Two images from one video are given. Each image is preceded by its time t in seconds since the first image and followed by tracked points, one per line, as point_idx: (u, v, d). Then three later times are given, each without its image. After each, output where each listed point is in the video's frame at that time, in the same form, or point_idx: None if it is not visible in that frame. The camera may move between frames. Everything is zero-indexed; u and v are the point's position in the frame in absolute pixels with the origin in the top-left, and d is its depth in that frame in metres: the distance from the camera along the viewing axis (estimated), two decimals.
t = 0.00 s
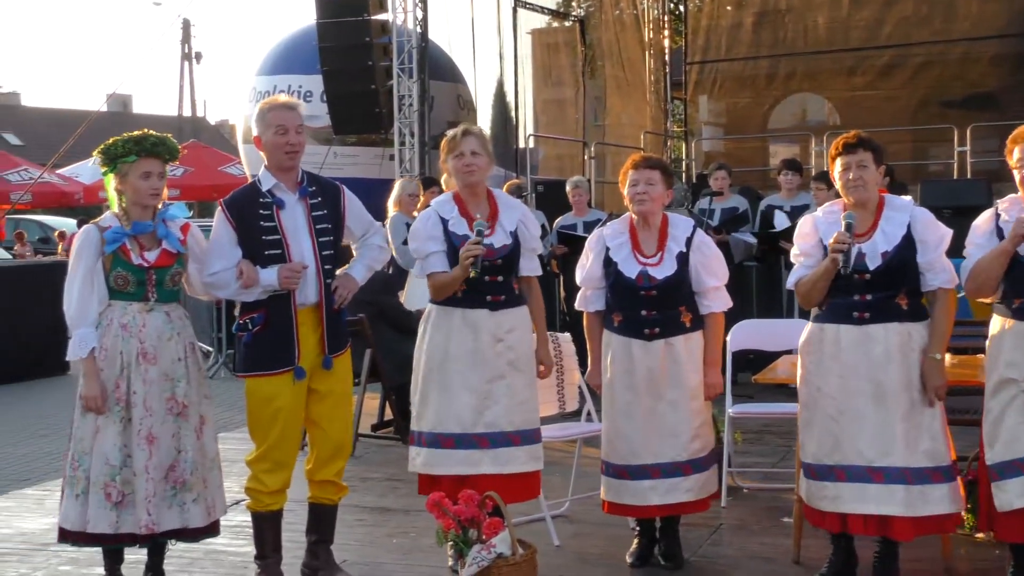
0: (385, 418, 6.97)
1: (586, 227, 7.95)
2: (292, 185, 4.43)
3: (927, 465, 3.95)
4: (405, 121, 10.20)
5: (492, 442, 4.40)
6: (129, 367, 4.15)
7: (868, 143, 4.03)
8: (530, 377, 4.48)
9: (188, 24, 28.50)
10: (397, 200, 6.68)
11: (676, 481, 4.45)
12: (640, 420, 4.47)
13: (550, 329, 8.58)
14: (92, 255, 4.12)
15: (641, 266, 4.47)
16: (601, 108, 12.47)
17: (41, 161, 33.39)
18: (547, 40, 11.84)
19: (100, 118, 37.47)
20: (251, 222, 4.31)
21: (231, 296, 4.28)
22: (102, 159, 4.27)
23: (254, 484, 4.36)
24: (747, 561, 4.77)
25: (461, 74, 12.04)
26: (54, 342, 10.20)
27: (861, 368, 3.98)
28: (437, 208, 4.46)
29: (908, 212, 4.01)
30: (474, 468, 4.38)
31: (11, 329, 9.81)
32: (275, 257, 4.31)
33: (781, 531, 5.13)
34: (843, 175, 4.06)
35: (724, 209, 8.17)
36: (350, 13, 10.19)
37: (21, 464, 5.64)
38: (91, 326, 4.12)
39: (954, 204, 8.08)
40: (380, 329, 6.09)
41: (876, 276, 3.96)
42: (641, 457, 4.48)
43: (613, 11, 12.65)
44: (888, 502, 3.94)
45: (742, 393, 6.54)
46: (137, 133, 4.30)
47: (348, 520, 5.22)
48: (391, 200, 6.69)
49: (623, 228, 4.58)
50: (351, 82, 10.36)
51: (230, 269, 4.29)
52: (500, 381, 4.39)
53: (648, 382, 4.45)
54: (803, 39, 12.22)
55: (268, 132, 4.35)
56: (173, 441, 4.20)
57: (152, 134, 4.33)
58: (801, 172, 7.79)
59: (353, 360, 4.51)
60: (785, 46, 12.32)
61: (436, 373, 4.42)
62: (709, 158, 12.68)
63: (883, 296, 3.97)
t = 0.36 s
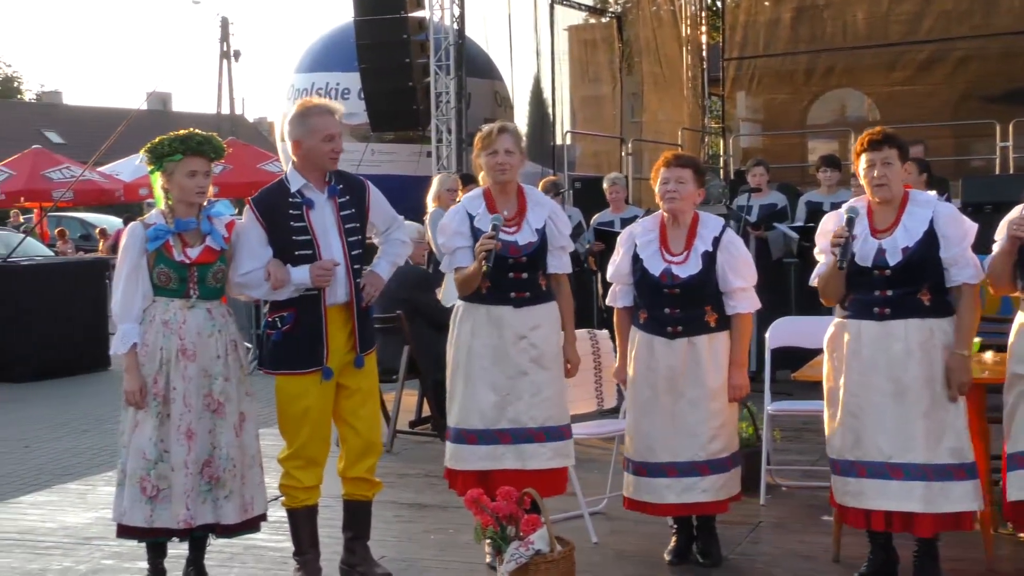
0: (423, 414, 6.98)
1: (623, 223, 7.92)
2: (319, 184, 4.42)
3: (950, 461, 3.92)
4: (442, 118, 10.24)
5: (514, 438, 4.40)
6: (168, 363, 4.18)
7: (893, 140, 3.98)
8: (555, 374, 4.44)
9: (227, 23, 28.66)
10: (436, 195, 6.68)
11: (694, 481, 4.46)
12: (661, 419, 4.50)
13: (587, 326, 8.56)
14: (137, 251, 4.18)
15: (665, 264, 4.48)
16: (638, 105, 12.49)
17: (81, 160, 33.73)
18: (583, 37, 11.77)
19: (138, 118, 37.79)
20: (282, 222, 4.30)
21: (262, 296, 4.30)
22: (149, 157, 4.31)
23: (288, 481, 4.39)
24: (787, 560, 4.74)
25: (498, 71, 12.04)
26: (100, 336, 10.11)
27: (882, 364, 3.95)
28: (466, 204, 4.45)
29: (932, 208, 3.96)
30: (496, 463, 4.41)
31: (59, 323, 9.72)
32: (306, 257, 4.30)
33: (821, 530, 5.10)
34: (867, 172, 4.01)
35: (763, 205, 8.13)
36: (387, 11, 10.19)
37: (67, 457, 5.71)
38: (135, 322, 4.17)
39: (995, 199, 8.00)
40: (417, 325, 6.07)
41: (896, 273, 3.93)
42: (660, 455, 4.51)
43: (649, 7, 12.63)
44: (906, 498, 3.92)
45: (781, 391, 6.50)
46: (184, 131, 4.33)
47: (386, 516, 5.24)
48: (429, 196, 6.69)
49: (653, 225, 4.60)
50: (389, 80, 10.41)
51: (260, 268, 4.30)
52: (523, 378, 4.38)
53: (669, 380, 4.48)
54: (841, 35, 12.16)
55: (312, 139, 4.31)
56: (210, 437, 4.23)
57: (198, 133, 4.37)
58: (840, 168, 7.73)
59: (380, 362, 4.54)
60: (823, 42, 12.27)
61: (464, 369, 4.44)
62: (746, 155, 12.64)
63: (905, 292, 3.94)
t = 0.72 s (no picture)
0: (462, 411, 6.99)
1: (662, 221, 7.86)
2: (358, 181, 4.44)
3: (974, 461, 3.86)
4: (481, 116, 10.27)
5: (557, 435, 4.41)
6: (216, 360, 4.21)
7: (926, 137, 3.93)
8: (593, 372, 4.46)
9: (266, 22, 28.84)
10: (474, 192, 6.69)
11: (733, 478, 4.46)
12: (700, 416, 4.50)
13: (627, 323, 8.55)
14: (181, 249, 4.19)
15: (701, 261, 4.45)
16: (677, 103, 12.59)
17: (122, 158, 34.05)
18: (622, 34, 11.84)
19: (178, 116, 38.10)
20: (322, 221, 4.32)
21: (302, 293, 4.31)
22: (191, 154, 4.34)
23: (328, 477, 4.39)
24: (828, 558, 4.72)
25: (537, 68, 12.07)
26: (144, 336, 10.20)
27: (905, 361, 3.93)
28: (504, 202, 4.43)
29: (963, 204, 3.91)
30: (539, 461, 4.40)
31: (104, 323, 9.81)
32: (345, 255, 4.31)
33: (861, 528, 5.07)
34: (900, 168, 3.99)
35: (803, 202, 8.07)
36: (426, 8, 10.20)
37: (111, 453, 5.76)
38: (179, 319, 4.19)
39: None
40: (457, 323, 6.07)
41: (922, 269, 3.90)
42: (697, 452, 4.50)
43: (689, 3, 12.51)
44: (926, 496, 3.89)
45: (822, 389, 6.46)
46: (226, 129, 4.36)
47: (426, 513, 5.25)
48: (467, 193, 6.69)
49: (688, 223, 4.58)
50: (428, 77, 10.42)
51: (299, 266, 4.31)
52: (564, 375, 4.39)
53: (706, 378, 4.47)
54: (882, 29, 12.05)
55: (354, 135, 4.34)
56: (256, 432, 4.27)
57: (240, 130, 4.40)
58: (882, 164, 7.71)
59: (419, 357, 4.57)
60: (865, 37, 12.15)
61: (501, 367, 4.44)
62: (787, 151, 12.59)
63: (930, 289, 3.90)
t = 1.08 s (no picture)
0: (490, 409, 6.99)
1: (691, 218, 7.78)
2: (387, 175, 4.46)
3: (1009, 460, 3.83)
4: (510, 114, 10.26)
5: (599, 432, 4.42)
6: (254, 357, 4.23)
7: (964, 133, 3.93)
8: (628, 367, 4.50)
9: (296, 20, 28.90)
10: (500, 190, 6.69)
11: (771, 475, 4.46)
12: (736, 413, 4.49)
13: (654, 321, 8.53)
14: (215, 247, 4.17)
15: (739, 257, 4.45)
16: (706, 99, 12.52)
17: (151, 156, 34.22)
18: (649, 31, 11.81)
19: (206, 114, 38.25)
20: (354, 216, 4.34)
21: (333, 289, 4.32)
22: (220, 152, 4.33)
23: (358, 474, 4.41)
24: (857, 557, 4.70)
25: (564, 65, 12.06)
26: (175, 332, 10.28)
27: (940, 359, 3.90)
28: (540, 198, 4.40)
29: (1002, 201, 3.89)
30: (581, 458, 4.40)
31: (134, 319, 9.87)
32: (378, 250, 4.34)
33: (892, 527, 5.04)
34: (937, 165, 3.97)
35: (831, 200, 8.02)
36: (455, 7, 10.20)
37: (141, 450, 5.78)
38: (213, 316, 4.17)
39: None
40: (485, 321, 6.07)
41: (960, 266, 3.87)
42: (734, 449, 4.50)
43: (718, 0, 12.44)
44: (961, 495, 3.87)
45: (851, 388, 6.43)
46: (256, 126, 4.36)
47: (454, 510, 5.26)
48: (493, 190, 6.70)
49: (722, 220, 4.57)
50: (455, 74, 10.44)
51: (331, 262, 4.31)
52: (604, 370, 4.41)
53: (745, 375, 4.45)
54: (913, 26, 11.96)
55: (387, 127, 4.35)
56: (292, 429, 4.29)
57: (268, 127, 4.40)
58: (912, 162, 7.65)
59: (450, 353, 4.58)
60: (896, 34, 12.06)
61: (535, 364, 4.43)
62: (816, 149, 12.62)
63: (968, 286, 3.88)
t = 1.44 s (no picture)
0: (515, 407, 6.99)
1: (716, 216, 7.74)
2: (410, 176, 4.46)
3: None
4: (534, 111, 10.15)
5: (643, 430, 4.43)
6: (282, 354, 4.25)
7: (1007, 129, 3.92)
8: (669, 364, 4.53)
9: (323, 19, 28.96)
10: (524, 188, 6.69)
11: (822, 472, 4.51)
12: (782, 412, 4.50)
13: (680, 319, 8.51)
14: (243, 243, 4.19)
15: (780, 256, 4.45)
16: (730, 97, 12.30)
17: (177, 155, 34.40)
18: (674, 29, 11.90)
19: (231, 113, 38.39)
20: (377, 216, 4.34)
21: (356, 288, 4.34)
22: (244, 150, 4.33)
23: (385, 475, 4.40)
24: (884, 556, 4.67)
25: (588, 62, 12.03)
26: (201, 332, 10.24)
27: (998, 359, 3.87)
28: (578, 197, 4.42)
29: None
30: (625, 456, 4.42)
31: (162, 318, 9.90)
32: (401, 251, 4.33)
33: (919, 526, 5.02)
34: (980, 162, 3.95)
35: (857, 197, 7.97)
36: (479, 5, 10.23)
37: (169, 446, 5.81)
38: (240, 314, 4.19)
39: None
40: (510, 319, 6.07)
41: (1014, 263, 3.87)
42: (782, 449, 4.52)
43: None
44: None
45: (879, 386, 6.40)
46: (282, 124, 4.36)
47: (478, 508, 5.26)
48: (517, 188, 6.70)
49: (756, 219, 4.57)
50: (479, 72, 10.45)
51: (354, 261, 4.33)
52: (646, 368, 4.43)
53: (790, 373, 4.47)
54: (940, 21, 11.86)
55: (411, 127, 4.35)
56: (321, 426, 4.31)
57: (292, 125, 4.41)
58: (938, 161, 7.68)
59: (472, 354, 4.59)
60: (924, 30, 11.98)
61: (579, 365, 4.42)
62: (842, 145, 12.67)
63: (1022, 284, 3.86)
